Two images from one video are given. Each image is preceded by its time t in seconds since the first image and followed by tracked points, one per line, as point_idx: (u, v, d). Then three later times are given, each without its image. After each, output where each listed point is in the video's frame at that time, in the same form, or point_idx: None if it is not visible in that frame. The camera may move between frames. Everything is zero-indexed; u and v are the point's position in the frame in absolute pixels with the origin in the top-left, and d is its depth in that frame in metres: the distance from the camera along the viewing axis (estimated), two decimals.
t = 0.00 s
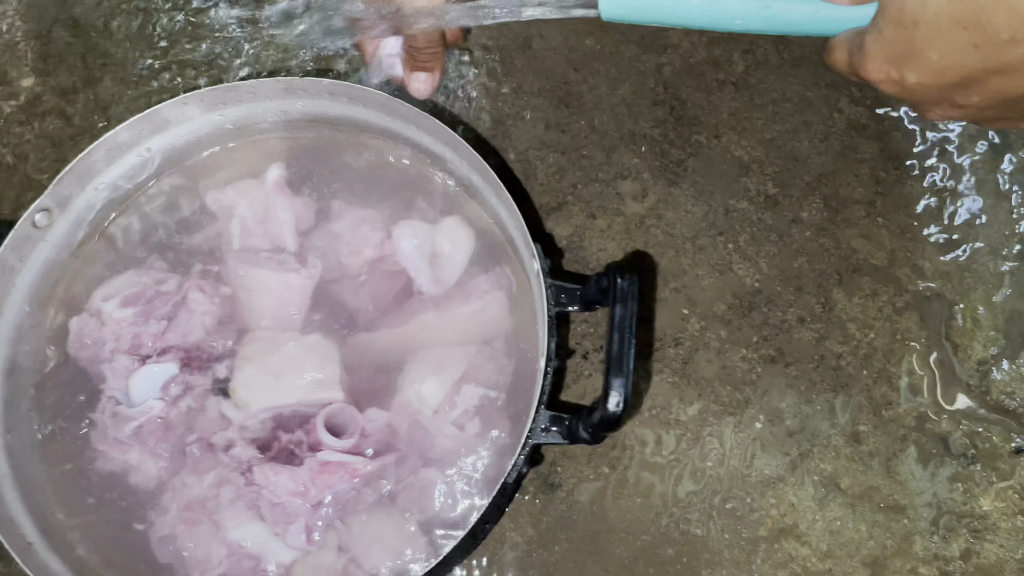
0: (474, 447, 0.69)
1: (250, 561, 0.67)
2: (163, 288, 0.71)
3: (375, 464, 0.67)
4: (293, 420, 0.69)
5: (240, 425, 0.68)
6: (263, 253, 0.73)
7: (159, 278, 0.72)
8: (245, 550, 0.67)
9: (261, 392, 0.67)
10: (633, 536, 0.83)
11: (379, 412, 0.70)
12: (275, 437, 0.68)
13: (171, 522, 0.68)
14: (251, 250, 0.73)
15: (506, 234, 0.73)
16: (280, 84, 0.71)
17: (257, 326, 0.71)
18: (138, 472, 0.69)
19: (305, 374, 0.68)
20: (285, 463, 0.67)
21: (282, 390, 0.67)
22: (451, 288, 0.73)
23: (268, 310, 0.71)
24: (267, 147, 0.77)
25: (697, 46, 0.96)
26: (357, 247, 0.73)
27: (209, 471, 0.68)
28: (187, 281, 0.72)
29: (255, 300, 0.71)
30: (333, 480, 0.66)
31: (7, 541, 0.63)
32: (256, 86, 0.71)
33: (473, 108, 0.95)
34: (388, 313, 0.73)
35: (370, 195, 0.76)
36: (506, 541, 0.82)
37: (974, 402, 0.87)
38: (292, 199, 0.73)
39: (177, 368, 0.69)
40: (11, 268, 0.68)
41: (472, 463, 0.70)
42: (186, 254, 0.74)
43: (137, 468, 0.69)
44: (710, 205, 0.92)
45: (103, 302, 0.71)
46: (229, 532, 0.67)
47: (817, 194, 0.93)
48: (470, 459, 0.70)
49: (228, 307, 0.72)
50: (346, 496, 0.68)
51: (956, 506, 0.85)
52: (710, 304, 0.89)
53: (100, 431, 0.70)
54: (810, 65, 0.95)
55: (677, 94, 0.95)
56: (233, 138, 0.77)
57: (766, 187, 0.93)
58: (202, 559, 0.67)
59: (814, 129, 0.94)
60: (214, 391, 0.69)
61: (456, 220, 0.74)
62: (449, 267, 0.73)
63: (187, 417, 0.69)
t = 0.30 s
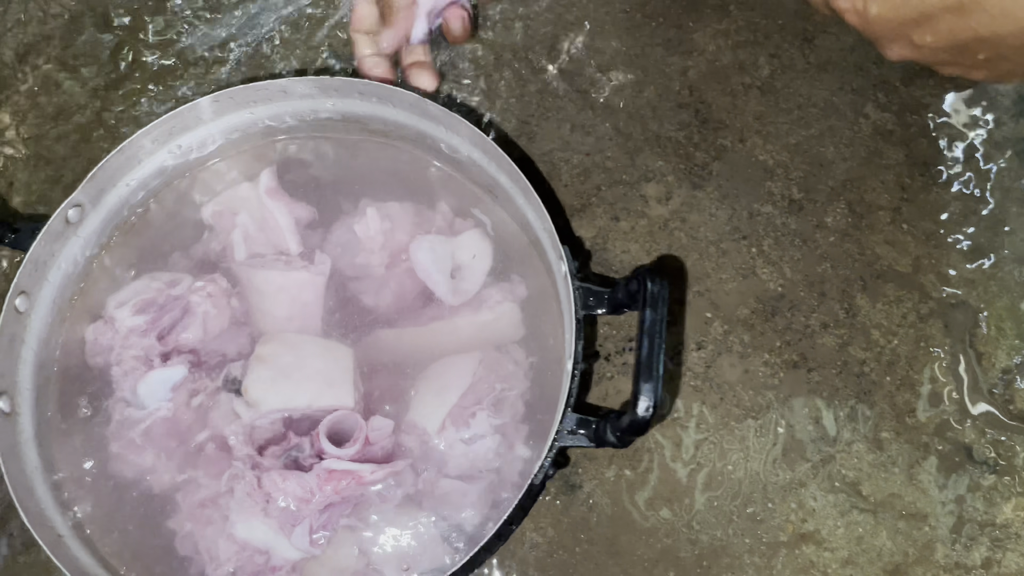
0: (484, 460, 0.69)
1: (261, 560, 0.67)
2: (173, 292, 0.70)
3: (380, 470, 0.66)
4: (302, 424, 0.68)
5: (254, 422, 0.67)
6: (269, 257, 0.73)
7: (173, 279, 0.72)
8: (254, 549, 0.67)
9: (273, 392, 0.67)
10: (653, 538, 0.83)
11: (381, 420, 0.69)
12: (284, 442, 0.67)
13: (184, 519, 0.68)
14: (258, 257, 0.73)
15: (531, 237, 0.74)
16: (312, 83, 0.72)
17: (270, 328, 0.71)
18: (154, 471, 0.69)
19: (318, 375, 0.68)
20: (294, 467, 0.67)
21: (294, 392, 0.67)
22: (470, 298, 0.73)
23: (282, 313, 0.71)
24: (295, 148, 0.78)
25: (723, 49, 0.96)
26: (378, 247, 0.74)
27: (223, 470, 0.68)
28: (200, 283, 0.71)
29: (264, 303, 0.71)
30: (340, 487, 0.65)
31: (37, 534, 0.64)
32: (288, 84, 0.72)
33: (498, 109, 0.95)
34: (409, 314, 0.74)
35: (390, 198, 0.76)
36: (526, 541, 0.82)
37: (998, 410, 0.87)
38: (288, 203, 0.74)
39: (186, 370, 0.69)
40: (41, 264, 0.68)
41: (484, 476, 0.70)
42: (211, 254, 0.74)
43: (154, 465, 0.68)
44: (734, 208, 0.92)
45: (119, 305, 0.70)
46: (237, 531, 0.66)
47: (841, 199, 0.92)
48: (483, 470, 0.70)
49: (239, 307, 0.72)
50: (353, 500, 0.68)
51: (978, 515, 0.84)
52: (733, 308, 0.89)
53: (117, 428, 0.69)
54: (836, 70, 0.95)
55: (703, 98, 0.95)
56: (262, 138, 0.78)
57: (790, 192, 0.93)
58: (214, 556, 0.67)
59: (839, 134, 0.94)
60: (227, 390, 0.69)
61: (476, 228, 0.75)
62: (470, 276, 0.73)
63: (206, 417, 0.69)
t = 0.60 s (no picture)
0: (517, 465, 0.68)
1: (297, 563, 0.67)
2: (212, 289, 0.71)
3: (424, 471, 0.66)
4: (342, 421, 0.68)
5: (295, 419, 0.68)
6: (297, 258, 0.73)
7: (212, 278, 0.72)
8: (294, 553, 0.66)
9: (316, 387, 0.67)
10: (677, 547, 0.82)
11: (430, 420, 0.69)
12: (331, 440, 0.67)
13: (222, 515, 0.67)
14: (286, 259, 0.73)
15: (562, 242, 0.73)
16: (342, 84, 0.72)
17: (308, 327, 0.71)
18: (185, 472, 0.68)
19: (361, 375, 0.68)
20: (338, 466, 0.66)
21: (336, 389, 0.67)
22: (506, 299, 0.73)
23: (320, 310, 0.71)
24: (328, 147, 0.78)
25: (751, 54, 0.95)
26: (406, 249, 0.73)
27: (266, 469, 0.67)
28: (236, 283, 0.72)
29: (303, 302, 0.71)
30: (384, 487, 0.65)
31: (65, 533, 0.64)
32: (320, 84, 0.73)
33: (523, 108, 0.93)
34: (437, 318, 0.73)
35: (421, 200, 0.76)
36: (548, 548, 0.82)
37: None
38: (307, 203, 0.74)
39: (202, 381, 0.68)
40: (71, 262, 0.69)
41: (515, 479, 0.69)
42: (247, 260, 0.73)
43: (181, 467, 0.68)
44: (761, 215, 0.91)
45: (155, 301, 0.71)
46: (278, 532, 0.66)
47: (872, 207, 0.91)
48: (512, 474, 0.69)
49: (277, 312, 0.72)
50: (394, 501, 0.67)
51: (1007, 529, 0.83)
52: (760, 317, 0.88)
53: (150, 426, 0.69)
54: (866, 76, 0.94)
55: (731, 103, 0.94)
56: (294, 138, 0.78)
57: (819, 200, 0.92)
58: (250, 556, 0.67)
59: (869, 142, 0.93)
60: (265, 385, 0.69)
61: (510, 227, 0.75)
62: (503, 276, 0.73)
63: (244, 414, 0.69)
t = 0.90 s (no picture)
0: (541, 476, 0.69)
1: (319, 562, 0.67)
2: (238, 297, 0.71)
3: (447, 483, 0.65)
4: (371, 423, 0.68)
5: (323, 420, 0.67)
6: (322, 266, 0.73)
7: (237, 284, 0.72)
8: (313, 552, 0.66)
9: (345, 387, 0.67)
10: (703, 557, 0.82)
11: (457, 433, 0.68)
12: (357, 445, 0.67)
13: (250, 507, 0.68)
14: (310, 267, 0.74)
15: (594, 251, 0.73)
16: (378, 91, 0.73)
17: (337, 332, 0.71)
18: (217, 472, 0.69)
19: (389, 375, 0.68)
20: (363, 471, 0.66)
21: (362, 389, 0.67)
22: (534, 310, 0.73)
23: (351, 316, 0.71)
24: (359, 155, 0.79)
25: (781, 62, 0.95)
26: (434, 257, 0.73)
27: (295, 469, 0.67)
28: (263, 292, 0.72)
29: (330, 308, 0.71)
30: (406, 496, 0.64)
31: (103, 533, 0.64)
32: (356, 91, 0.73)
33: (552, 113, 0.93)
34: (464, 326, 0.73)
35: (451, 208, 0.76)
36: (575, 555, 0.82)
37: None
38: (333, 214, 0.74)
39: (220, 390, 0.69)
40: (110, 265, 0.70)
41: (539, 492, 0.69)
42: (272, 266, 0.74)
43: (211, 468, 0.69)
44: (789, 225, 0.91)
45: (185, 306, 0.72)
46: (299, 530, 0.66)
47: (901, 217, 0.91)
48: (537, 486, 0.69)
49: (301, 317, 0.72)
50: (415, 509, 0.66)
51: None
52: (787, 327, 0.88)
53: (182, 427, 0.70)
54: (896, 87, 0.94)
55: (760, 112, 0.94)
56: (325, 145, 0.78)
57: (847, 210, 0.91)
58: (276, 552, 0.67)
59: (899, 152, 0.93)
60: (294, 386, 0.70)
61: (537, 238, 0.75)
62: (531, 288, 0.73)
63: (274, 414, 0.69)
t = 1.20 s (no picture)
0: (573, 481, 0.68)
1: (349, 569, 0.67)
2: (275, 299, 0.72)
3: (478, 483, 0.66)
4: (406, 427, 0.68)
5: (359, 424, 0.68)
6: (357, 268, 0.74)
7: (271, 287, 0.73)
8: (344, 559, 0.67)
9: (381, 392, 0.67)
10: (730, 565, 0.82)
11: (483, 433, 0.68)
12: (385, 447, 0.67)
13: (281, 510, 0.68)
14: (346, 270, 0.74)
15: (626, 257, 0.74)
16: (413, 95, 0.74)
17: (371, 335, 0.72)
18: (249, 474, 0.69)
19: (422, 379, 0.68)
20: (394, 475, 0.66)
21: (397, 393, 0.67)
22: (568, 315, 0.73)
23: (385, 319, 0.72)
24: (392, 160, 0.79)
25: (809, 69, 0.95)
26: (466, 262, 0.74)
27: (328, 472, 0.67)
28: (298, 295, 0.72)
29: (368, 312, 0.72)
30: (437, 496, 0.65)
31: (140, 533, 0.64)
32: (391, 96, 0.74)
33: (579, 119, 0.93)
34: (494, 331, 0.73)
35: (482, 214, 0.77)
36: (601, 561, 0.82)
37: None
38: (370, 218, 0.75)
39: (253, 391, 0.69)
40: (147, 267, 0.70)
41: (572, 496, 0.69)
42: (308, 269, 0.75)
43: (242, 469, 0.69)
44: (817, 233, 0.91)
45: (220, 308, 0.72)
46: (331, 536, 0.66)
47: (931, 226, 0.91)
48: (568, 491, 0.69)
49: (336, 321, 0.72)
50: (446, 512, 0.67)
51: None
52: (815, 335, 0.88)
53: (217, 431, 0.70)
54: (925, 94, 0.94)
55: (788, 119, 0.93)
56: (358, 150, 0.79)
57: (876, 218, 0.91)
58: (308, 557, 0.67)
59: (928, 160, 0.92)
60: (331, 389, 0.70)
61: (568, 243, 0.75)
62: (566, 293, 0.73)
63: (309, 416, 0.69)
